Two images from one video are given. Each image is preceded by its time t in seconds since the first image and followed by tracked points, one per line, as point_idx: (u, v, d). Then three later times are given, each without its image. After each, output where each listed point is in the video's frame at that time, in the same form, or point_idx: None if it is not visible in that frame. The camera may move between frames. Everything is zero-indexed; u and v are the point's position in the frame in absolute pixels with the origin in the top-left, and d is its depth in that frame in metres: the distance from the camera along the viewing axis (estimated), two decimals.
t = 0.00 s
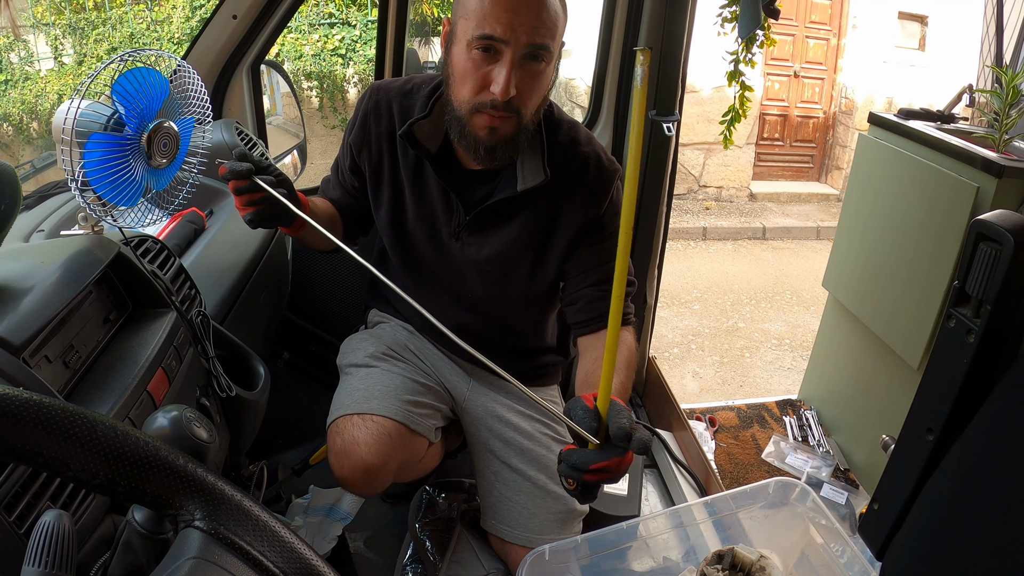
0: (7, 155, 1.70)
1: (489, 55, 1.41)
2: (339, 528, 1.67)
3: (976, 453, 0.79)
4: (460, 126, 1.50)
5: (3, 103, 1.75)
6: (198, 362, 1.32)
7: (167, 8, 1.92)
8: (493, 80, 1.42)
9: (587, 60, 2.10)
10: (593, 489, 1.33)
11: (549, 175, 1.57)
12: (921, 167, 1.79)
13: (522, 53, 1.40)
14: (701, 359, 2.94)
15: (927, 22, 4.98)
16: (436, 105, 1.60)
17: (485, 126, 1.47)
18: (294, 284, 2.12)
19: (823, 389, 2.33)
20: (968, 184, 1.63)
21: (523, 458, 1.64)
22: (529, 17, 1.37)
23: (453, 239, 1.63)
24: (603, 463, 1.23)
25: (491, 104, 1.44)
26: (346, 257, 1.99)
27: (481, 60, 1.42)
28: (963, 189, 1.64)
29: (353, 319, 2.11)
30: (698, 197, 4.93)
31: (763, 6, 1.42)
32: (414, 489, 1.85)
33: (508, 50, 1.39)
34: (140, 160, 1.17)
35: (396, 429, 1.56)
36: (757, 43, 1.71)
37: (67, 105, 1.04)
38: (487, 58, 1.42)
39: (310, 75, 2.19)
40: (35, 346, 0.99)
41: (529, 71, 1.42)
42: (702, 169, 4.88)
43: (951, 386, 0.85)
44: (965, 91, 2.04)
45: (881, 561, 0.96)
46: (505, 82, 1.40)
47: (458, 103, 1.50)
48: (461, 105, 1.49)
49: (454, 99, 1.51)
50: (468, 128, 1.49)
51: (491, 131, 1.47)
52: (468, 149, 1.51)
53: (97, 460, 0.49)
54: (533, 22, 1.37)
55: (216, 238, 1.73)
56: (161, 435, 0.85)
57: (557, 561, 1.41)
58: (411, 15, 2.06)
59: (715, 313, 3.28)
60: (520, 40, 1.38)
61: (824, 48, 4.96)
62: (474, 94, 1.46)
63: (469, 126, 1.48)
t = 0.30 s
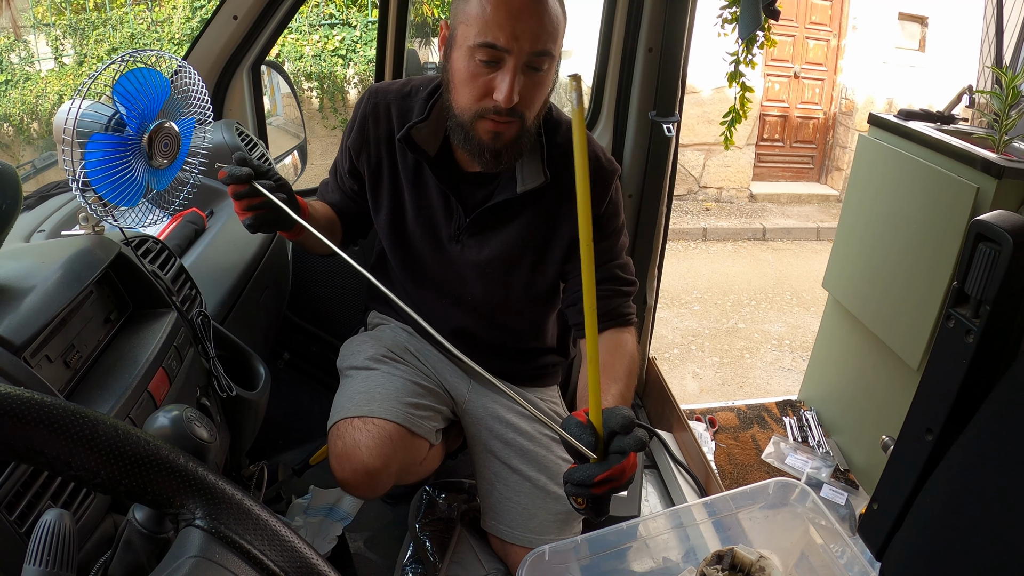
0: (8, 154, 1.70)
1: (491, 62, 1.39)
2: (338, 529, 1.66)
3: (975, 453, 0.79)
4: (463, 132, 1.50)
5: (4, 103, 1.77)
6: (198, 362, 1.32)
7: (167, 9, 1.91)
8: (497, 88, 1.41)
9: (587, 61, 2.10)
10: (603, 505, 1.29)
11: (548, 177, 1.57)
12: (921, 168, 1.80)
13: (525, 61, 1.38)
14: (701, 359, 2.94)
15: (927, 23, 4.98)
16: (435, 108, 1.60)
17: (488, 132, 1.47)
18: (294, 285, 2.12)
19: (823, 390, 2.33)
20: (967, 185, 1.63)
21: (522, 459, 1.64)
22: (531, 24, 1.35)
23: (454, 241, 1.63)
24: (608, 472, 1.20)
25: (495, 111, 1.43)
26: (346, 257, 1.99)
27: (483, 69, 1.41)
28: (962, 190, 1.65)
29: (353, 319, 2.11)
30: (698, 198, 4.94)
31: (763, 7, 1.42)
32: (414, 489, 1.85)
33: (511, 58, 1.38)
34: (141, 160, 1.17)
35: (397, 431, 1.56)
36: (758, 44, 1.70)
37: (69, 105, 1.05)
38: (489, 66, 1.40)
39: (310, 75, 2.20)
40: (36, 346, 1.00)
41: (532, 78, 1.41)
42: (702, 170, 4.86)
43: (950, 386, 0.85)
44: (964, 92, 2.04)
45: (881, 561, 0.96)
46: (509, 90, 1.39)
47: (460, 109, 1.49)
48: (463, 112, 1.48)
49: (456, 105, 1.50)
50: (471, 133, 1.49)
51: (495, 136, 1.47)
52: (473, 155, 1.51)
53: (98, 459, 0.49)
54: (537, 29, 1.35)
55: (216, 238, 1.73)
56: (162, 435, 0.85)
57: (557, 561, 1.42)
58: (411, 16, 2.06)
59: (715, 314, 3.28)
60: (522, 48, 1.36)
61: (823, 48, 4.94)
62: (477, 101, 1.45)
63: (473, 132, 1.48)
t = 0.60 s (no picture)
0: (6, 156, 1.69)
1: (492, 63, 1.38)
2: (337, 530, 1.68)
3: (971, 453, 0.80)
4: (462, 132, 1.50)
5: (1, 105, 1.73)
6: (196, 364, 1.32)
7: (165, 11, 1.95)
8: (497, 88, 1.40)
9: (584, 64, 2.11)
10: (593, 512, 1.30)
11: (547, 178, 1.58)
12: (918, 169, 1.80)
13: (527, 65, 1.38)
14: (699, 361, 2.94)
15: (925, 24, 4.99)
16: (432, 108, 1.60)
17: (486, 133, 1.46)
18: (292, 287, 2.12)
19: (821, 391, 2.33)
20: (965, 186, 1.63)
21: (520, 461, 1.65)
22: (535, 29, 1.34)
23: (451, 243, 1.63)
24: (581, 495, 1.20)
25: (495, 112, 1.42)
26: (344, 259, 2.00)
27: (484, 69, 1.40)
28: (960, 191, 1.65)
29: (350, 321, 2.11)
30: (696, 200, 4.94)
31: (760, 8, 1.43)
32: (412, 491, 1.85)
33: (513, 62, 1.37)
34: (139, 162, 1.18)
35: (395, 435, 1.56)
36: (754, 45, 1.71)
37: (67, 108, 1.05)
38: (490, 66, 1.39)
39: (308, 77, 2.21)
40: (34, 347, 1.00)
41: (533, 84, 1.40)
42: (700, 171, 4.86)
43: (946, 387, 0.86)
44: (961, 93, 2.05)
45: (878, 562, 0.96)
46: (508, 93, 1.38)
47: (459, 109, 1.48)
48: (462, 112, 1.47)
49: (456, 104, 1.49)
50: (470, 134, 1.49)
51: (493, 137, 1.47)
52: (471, 156, 1.51)
53: (96, 460, 0.49)
54: (540, 34, 1.35)
55: (214, 240, 1.73)
56: (160, 436, 0.86)
57: (555, 562, 1.42)
58: (410, 18, 2.06)
59: (712, 315, 3.29)
60: (525, 51, 1.36)
61: (821, 50, 4.96)
62: (476, 101, 1.43)
63: (471, 132, 1.48)
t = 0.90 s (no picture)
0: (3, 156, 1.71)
1: (503, 72, 1.37)
2: (336, 530, 1.68)
3: (968, 450, 0.80)
4: (468, 138, 1.49)
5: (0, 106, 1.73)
6: (195, 364, 1.32)
7: (164, 11, 1.95)
8: (507, 97, 1.39)
9: (583, 64, 2.11)
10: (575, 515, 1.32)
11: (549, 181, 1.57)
12: (916, 170, 1.80)
13: (538, 75, 1.36)
14: (697, 361, 2.94)
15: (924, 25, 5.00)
16: (431, 108, 1.60)
17: (494, 139, 1.46)
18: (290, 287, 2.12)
19: (820, 391, 2.33)
20: (964, 186, 1.63)
21: (516, 461, 1.65)
22: (547, 40, 1.33)
23: (449, 242, 1.63)
24: (568, 506, 1.21)
25: (505, 121, 1.42)
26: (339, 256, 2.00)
27: (495, 78, 1.39)
28: (958, 191, 1.65)
29: (349, 321, 2.11)
30: (695, 200, 4.95)
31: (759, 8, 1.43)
32: (411, 491, 1.85)
33: (525, 72, 1.36)
34: (138, 162, 1.18)
35: (388, 436, 1.57)
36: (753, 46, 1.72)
37: (66, 108, 1.06)
38: (501, 75, 1.38)
39: (307, 77, 2.20)
40: (33, 347, 1.00)
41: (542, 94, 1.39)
42: (699, 171, 4.86)
43: (944, 386, 0.86)
44: (959, 94, 2.05)
45: (876, 560, 0.96)
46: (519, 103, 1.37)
47: (468, 114, 1.47)
48: (471, 117, 1.46)
49: (465, 109, 1.48)
50: (476, 140, 1.48)
51: (500, 143, 1.47)
52: (478, 160, 1.51)
53: (95, 459, 0.49)
54: (552, 45, 1.34)
55: (213, 240, 1.73)
56: (158, 436, 0.86)
57: (554, 562, 1.42)
58: (408, 19, 2.07)
59: (711, 315, 3.29)
60: (537, 63, 1.35)
61: (820, 51, 4.98)
62: (485, 108, 1.42)
63: (479, 138, 1.47)
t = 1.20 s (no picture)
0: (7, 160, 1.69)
1: (505, 72, 1.38)
2: (337, 533, 1.67)
3: (969, 452, 0.80)
4: (469, 138, 1.48)
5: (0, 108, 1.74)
6: (197, 366, 1.32)
7: (164, 14, 1.95)
8: (508, 96, 1.39)
9: (584, 66, 2.08)
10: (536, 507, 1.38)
11: (554, 188, 1.57)
12: (917, 171, 1.80)
13: (539, 73, 1.37)
14: (698, 363, 2.94)
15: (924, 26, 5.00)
16: (441, 105, 1.58)
17: (493, 140, 1.45)
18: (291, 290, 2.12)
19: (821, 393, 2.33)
20: (964, 187, 1.64)
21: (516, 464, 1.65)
22: (548, 39, 1.34)
23: (447, 241, 1.62)
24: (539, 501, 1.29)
25: (505, 120, 1.41)
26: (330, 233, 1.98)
27: (496, 77, 1.39)
28: (958, 192, 1.65)
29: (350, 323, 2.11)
30: (695, 202, 4.94)
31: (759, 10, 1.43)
32: (411, 493, 1.85)
33: (525, 70, 1.36)
34: (140, 165, 1.18)
35: (385, 439, 1.57)
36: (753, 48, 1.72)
37: (67, 110, 1.06)
38: (503, 75, 1.38)
39: (307, 80, 2.20)
40: (35, 350, 1.00)
41: (542, 93, 1.39)
42: (699, 173, 4.86)
43: (945, 388, 0.86)
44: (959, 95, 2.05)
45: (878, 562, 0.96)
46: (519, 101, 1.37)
47: (468, 115, 1.47)
48: (470, 118, 1.46)
49: (464, 109, 1.48)
50: (477, 140, 1.47)
51: (499, 146, 1.46)
52: (476, 162, 1.49)
53: (97, 462, 0.49)
54: (553, 44, 1.34)
55: (213, 243, 1.73)
56: (161, 439, 0.86)
57: (555, 564, 1.42)
58: (409, 21, 2.08)
59: (712, 317, 3.29)
60: (538, 62, 1.35)
61: (821, 52, 4.97)
62: (484, 108, 1.42)
63: (478, 138, 1.46)
